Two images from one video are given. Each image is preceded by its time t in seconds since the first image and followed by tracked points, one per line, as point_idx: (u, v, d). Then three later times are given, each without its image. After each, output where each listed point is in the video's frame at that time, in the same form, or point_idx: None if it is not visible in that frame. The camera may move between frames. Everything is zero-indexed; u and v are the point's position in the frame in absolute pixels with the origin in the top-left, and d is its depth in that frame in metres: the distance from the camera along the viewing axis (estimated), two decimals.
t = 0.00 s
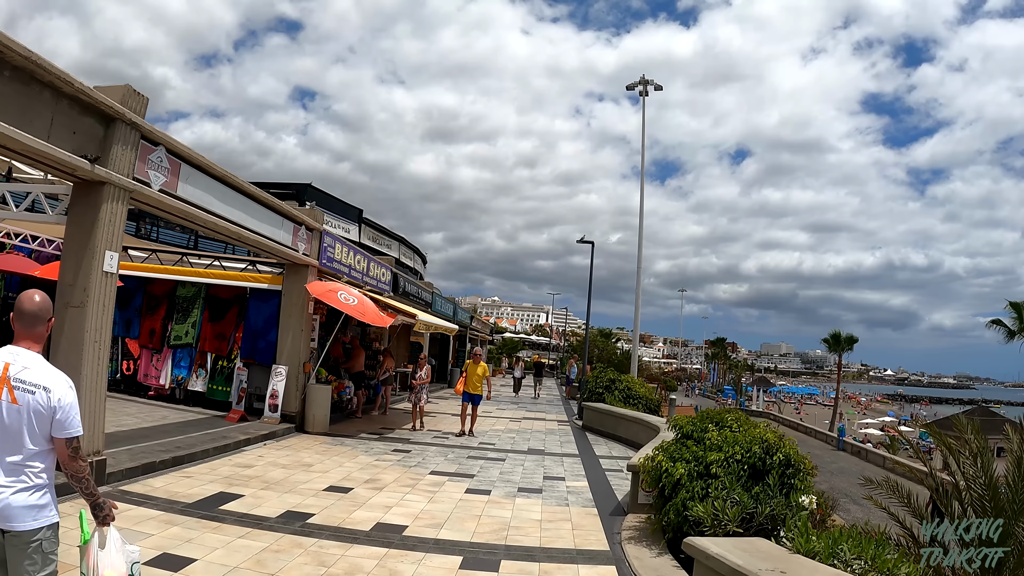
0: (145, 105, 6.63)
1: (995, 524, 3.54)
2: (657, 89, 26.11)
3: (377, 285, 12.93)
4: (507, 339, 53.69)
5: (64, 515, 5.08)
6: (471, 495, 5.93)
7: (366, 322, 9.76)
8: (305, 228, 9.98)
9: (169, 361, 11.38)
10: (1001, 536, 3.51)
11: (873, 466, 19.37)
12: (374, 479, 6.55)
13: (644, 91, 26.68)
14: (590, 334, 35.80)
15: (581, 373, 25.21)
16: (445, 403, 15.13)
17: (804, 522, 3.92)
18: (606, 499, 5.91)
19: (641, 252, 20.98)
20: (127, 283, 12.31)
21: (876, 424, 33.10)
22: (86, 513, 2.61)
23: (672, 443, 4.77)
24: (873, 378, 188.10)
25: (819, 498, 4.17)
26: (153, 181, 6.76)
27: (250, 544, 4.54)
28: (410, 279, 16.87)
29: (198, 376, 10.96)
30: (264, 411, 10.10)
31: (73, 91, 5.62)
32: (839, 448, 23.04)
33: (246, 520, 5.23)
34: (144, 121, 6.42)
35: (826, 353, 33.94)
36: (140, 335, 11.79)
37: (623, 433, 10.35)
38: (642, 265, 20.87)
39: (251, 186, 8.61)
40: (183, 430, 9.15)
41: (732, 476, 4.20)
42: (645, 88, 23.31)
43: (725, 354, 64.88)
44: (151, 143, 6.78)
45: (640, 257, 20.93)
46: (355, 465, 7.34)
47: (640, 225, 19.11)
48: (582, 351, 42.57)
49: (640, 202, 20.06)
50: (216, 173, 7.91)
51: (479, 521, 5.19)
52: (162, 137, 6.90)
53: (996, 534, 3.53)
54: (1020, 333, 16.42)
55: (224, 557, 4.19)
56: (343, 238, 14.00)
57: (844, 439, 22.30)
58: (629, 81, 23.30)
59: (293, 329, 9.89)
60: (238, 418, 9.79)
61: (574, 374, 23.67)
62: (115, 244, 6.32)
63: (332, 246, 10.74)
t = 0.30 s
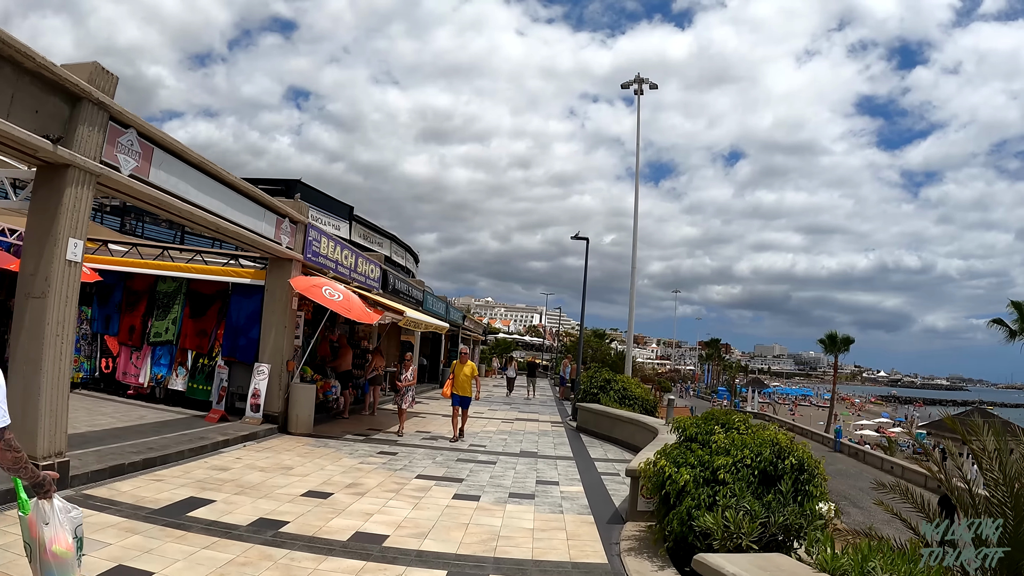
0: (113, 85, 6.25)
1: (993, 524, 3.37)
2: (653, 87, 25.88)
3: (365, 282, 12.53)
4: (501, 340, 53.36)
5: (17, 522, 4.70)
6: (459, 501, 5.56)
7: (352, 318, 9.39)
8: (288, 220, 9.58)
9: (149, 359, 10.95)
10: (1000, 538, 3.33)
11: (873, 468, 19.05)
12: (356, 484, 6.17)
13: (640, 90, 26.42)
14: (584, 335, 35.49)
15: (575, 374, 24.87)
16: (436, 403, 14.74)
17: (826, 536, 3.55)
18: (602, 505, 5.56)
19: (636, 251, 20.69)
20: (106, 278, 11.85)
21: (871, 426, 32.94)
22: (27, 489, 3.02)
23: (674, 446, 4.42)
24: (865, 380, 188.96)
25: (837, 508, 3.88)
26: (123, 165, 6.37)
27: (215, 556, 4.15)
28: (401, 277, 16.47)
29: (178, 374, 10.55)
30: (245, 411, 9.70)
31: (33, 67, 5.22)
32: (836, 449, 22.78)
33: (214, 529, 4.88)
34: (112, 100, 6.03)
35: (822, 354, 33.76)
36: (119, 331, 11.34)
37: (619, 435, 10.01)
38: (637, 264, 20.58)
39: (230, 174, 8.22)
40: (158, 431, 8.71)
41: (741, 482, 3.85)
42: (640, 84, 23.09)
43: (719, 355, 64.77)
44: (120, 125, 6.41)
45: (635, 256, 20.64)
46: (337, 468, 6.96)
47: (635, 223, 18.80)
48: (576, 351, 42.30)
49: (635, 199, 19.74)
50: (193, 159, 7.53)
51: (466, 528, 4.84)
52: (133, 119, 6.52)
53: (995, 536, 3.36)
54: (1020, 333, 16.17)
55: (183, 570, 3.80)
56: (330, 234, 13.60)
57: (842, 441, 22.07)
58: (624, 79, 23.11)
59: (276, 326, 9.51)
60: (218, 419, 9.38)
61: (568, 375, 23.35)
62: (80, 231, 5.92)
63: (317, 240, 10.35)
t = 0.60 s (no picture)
0: (77, 71, 5.85)
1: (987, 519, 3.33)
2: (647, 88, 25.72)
3: (352, 282, 12.15)
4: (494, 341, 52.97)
5: None
6: (443, 516, 5.20)
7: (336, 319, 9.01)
8: (270, 218, 9.20)
9: (126, 361, 10.50)
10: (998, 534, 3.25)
11: (868, 471, 18.90)
12: (335, 497, 5.80)
13: (633, 90, 26.20)
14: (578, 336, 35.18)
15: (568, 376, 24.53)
16: (426, 407, 14.36)
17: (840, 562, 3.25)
18: (597, 521, 5.22)
19: (631, 252, 20.41)
20: (82, 277, 11.41)
21: (866, 427, 32.82)
22: None
23: (676, 460, 4.11)
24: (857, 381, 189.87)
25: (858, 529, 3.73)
26: (88, 157, 5.97)
27: None
28: (390, 277, 16.10)
29: (155, 377, 10.05)
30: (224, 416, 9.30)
31: None
32: (832, 452, 22.56)
33: (176, 549, 4.50)
34: (75, 87, 5.63)
35: (817, 356, 33.62)
36: (95, 333, 10.90)
37: (613, 441, 9.67)
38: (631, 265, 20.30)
39: (206, 169, 7.83)
40: (131, 437, 8.29)
41: (749, 501, 3.54)
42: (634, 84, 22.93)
43: (713, 356, 64.68)
44: (85, 115, 6.00)
45: (629, 257, 20.35)
46: (317, 479, 6.59)
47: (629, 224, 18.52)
48: (569, 352, 42.04)
49: (629, 200, 19.48)
50: (165, 152, 7.13)
51: (450, 548, 4.48)
52: (99, 108, 6.12)
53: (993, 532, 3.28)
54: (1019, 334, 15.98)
55: None
56: (316, 233, 13.20)
57: (837, 443, 21.86)
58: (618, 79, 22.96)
59: (258, 328, 9.13)
60: (196, 425, 8.96)
61: (561, 377, 23.02)
62: (39, 226, 5.52)
63: (301, 239, 9.96)
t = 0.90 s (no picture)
0: (40, 45, 5.45)
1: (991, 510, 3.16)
2: (643, 87, 25.48)
3: (340, 278, 11.76)
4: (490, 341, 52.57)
5: None
6: (425, 523, 4.83)
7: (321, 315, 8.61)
8: (251, 208, 8.81)
9: (104, 358, 10.09)
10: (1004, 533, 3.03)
11: (868, 473, 18.57)
12: (311, 501, 5.43)
13: (631, 88, 25.88)
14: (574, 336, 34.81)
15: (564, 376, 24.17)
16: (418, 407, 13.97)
17: None
18: (592, 528, 4.85)
19: (628, 250, 20.07)
20: (60, 271, 10.99)
21: (864, 428, 32.53)
22: None
23: (678, 463, 3.75)
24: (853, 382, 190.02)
25: (880, 540, 3.44)
26: (51, 138, 5.58)
27: None
28: (382, 274, 15.71)
29: (134, 374, 9.65)
30: (204, 415, 8.89)
31: None
32: (832, 453, 22.23)
33: (132, 557, 4.11)
34: (36, 62, 5.23)
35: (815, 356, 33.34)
36: (73, 328, 10.49)
37: (610, 442, 9.31)
38: (629, 263, 19.95)
39: (182, 154, 7.45)
40: (104, 437, 7.89)
41: (760, 509, 3.18)
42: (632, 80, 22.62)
43: (710, 357, 64.42)
44: (49, 92, 5.60)
45: (626, 255, 20.00)
46: (295, 481, 6.20)
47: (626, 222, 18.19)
48: (565, 352, 41.66)
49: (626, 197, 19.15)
50: (136, 136, 6.73)
51: (432, 557, 4.10)
52: (64, 86, 5.72)
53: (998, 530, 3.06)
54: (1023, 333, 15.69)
55: None
56: (304, 227, 12.82)
57: (836, 444, 21.54)
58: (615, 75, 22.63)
59: (239, 324, 8.75)
60: (174, 424, 8.56)
61: (557, 377, 22.65)
62: None
63: (285, 232, 9.57)
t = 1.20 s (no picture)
0: None
1: (995, 521, 3.10)
2: (644, 84, 25.08)
3: (331, 278, 11.36)
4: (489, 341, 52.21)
5: None
6: (410, 543, 4.44)
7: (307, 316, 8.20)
8: (234, 203, 8.39)
9: (84, 359, 9.70)
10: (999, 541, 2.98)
11: (872, 475, 18.18)
12: (289, 516, 5.04)
13: (630, 86, 25.51)
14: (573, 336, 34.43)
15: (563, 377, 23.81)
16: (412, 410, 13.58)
17: None
18: (592, 548, 4.47)
19: (628, 248, 19.70)
20: (40, 269, 10.59)
21: (865, 429, 32.19)
22: None
23: (688, 483, 3.37)
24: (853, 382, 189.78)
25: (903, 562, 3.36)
26: (11, 126, 5.12)
27: None
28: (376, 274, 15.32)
29: (114, 377, 9.26)
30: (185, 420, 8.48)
31: None
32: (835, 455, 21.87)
33: None
34: None
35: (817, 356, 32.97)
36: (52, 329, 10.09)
37: (610, 448, 8.93)
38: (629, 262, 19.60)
39: (156, 145, 7.00)
40: (79, 443, 7.49)
41: (784, 539, 2.80)
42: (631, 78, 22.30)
43: (709, 357, 64.09)
44: (7, 77, 5.15)
45: (626, 254, 19.64)
46: (275, 493, 5.81)
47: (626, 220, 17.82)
48: (564, 352, 41.27)
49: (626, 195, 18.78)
50: (105, 124, 6.27)
51: None
52: (23, 69, 5.27)
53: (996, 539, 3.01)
54: None
55: None
56: (294, 225, 12.42)
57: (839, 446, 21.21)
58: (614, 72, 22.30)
59: (223, 325, 8.37)
60: (153, 430, 8.15)
61: (556, 378, 22.27)
62: None
63: (271, 229, 9.17)
